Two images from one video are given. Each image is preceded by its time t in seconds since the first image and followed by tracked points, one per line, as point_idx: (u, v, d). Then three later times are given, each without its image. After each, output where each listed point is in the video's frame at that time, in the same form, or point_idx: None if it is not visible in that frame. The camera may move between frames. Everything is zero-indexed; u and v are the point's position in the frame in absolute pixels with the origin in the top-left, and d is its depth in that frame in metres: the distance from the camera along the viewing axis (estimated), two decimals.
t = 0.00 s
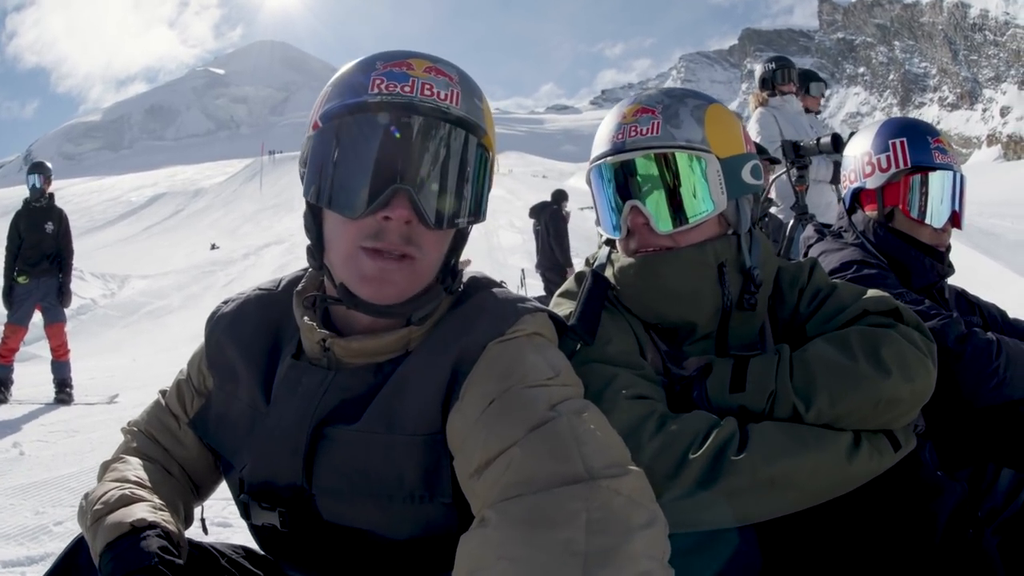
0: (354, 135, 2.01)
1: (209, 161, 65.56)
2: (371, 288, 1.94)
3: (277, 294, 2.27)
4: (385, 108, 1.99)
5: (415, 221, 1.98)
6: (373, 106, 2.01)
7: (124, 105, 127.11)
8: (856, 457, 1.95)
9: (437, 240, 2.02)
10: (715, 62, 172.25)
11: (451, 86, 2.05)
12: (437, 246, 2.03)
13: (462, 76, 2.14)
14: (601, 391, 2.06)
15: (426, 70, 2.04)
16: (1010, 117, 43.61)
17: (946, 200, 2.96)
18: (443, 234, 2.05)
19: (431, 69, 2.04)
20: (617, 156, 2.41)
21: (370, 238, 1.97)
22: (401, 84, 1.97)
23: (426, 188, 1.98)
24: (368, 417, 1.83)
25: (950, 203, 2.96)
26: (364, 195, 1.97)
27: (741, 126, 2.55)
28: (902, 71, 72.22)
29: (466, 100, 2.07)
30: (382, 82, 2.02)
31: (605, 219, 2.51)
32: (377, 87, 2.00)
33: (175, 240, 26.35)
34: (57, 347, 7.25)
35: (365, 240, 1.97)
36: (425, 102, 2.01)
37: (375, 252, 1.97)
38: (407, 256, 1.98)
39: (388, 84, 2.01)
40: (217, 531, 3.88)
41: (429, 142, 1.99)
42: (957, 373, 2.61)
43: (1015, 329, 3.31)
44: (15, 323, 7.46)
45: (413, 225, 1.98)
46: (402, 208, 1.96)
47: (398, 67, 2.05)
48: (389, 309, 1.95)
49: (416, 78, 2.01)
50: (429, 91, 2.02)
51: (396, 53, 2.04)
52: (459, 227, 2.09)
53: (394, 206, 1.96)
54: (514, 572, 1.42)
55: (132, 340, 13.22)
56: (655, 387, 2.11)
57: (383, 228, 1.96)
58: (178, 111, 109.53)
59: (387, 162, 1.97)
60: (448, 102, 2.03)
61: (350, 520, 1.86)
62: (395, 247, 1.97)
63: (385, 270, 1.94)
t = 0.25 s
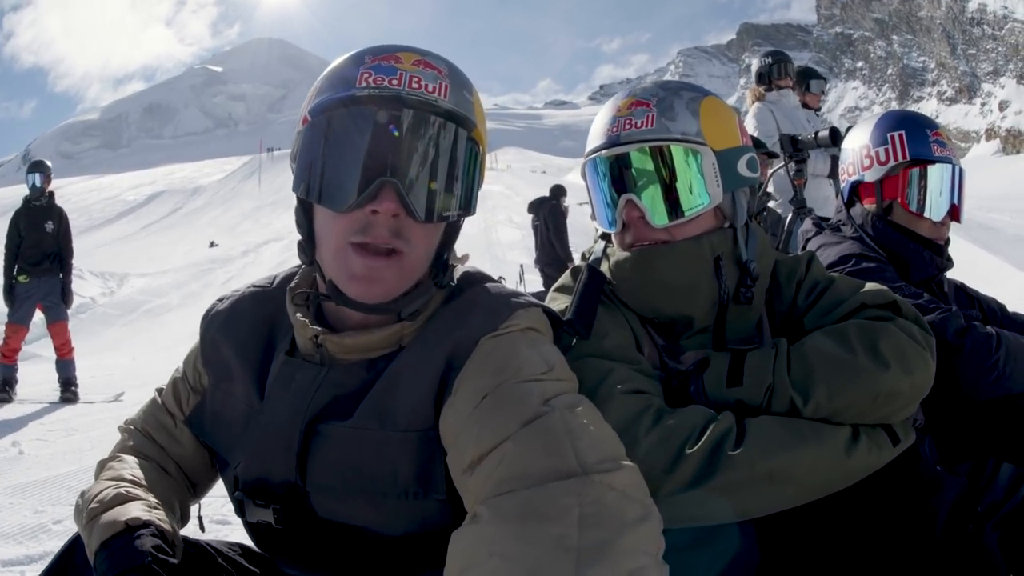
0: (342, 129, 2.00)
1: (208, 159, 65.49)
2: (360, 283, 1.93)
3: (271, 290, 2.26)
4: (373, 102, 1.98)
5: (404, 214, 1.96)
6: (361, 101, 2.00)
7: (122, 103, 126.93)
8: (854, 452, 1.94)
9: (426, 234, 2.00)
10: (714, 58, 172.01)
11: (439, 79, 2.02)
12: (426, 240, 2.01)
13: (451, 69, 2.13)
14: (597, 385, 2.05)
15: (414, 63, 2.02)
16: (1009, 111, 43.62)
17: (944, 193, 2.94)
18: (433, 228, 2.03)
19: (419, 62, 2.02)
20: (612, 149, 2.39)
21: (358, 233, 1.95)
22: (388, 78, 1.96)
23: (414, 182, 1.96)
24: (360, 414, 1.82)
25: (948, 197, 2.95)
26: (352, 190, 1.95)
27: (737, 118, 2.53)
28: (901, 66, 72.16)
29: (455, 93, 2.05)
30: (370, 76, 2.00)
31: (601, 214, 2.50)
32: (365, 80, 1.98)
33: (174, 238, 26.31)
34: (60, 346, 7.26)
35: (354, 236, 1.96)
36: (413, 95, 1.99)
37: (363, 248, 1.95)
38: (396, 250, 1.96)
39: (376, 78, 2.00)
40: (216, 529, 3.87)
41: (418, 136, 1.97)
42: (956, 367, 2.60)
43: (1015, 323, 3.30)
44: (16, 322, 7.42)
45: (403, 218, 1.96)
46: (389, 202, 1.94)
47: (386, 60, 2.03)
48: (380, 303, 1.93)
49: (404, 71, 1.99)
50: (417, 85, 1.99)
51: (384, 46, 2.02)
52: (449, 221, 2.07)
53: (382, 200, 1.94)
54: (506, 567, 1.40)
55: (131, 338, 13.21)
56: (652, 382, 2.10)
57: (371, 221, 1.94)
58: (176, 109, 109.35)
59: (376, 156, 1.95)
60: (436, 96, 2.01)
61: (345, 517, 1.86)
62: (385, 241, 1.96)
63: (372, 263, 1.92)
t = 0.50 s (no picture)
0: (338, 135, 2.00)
1: (209, 160, 65.56)
2: (356, 287, 1.93)
3: (269, 294, 2.26)
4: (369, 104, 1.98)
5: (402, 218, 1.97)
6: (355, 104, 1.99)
7: (123, 104, 127.12)
8: (854, 457, 1.93)
9: (423, 238, 2.01)
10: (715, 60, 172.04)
11: (433, 82, 2.01)
12: (423, 244, 2.01)
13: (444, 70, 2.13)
14: (595, 391, 2.05)
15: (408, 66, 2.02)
16: (1010, 114, 43.64)
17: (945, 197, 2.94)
18: (429, 232, 2.03)
19: (413, 65, 2.00)
20: (612, 154, 2.39)
21: (354, 238, 1.96)
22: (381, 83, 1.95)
23: (409, 186, 1.96)
24: (358, 418, 1.82)
25: (949, 201, 2.94)
26: (348, 196, 1.96)
27: (737, 122, 2.53)
28: (902, 69, 72.21)
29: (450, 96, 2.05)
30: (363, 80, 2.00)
31: (600, 219, 2.50)
32: (360, 85, 1.97)
33: (174, 239, 26.33)
34: (62, 348, 7.28)
35: (350, 240, 1.96)
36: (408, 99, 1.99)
37: (359, 252, 1.96)
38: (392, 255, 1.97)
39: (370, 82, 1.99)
40: (215, 532, 3.87)
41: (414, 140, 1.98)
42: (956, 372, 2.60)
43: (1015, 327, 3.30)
44: (18, 322, 7.44)
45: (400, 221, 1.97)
46: (385, 207, 1.95)
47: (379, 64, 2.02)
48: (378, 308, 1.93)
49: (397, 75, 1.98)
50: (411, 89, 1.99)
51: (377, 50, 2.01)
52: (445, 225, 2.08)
53: (378, 205, 1.95)
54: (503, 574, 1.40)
55: (132, 339, 13.21)
56: (650, 387, 2.10)
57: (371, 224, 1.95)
58: (177, 110, 109.44)
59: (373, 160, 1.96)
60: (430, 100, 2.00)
61: (343, 521, 1.86)
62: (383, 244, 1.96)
63: (370, 266, 1.93)
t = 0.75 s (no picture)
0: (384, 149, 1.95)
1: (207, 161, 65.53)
2: (414, 308, 1.90)
3: (263, 293, 2.26)
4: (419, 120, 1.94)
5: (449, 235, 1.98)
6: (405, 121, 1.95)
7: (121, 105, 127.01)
8: (849, 459, 1.93)
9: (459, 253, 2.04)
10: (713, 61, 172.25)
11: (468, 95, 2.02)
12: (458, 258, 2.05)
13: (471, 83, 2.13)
14: (592, 391, 2.05)
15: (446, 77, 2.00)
16: (1008, 114, 43.73)
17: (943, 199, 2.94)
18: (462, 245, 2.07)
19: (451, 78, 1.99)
20: (607, 156, 2.40)
21: (410, 259, 1.94)
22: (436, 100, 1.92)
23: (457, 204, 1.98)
24: (356, 416, 1.82)
25: (946, 203, 2.94)
26: (409, 218, 1.93)
27: (733, 124, 2.53)
28: (900, 69, 72.33)
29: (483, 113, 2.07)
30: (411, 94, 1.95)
31: (596, 220, 2.50)
32: (414, 102, 1.92)
33: (173, 240, 26.32)
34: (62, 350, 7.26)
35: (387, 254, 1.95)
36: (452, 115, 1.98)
37: (413, 272, 1.94)
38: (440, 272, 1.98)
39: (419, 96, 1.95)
40: (213, 532, 3.86)
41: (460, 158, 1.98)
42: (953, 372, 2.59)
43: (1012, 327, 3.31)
44: (18, 325, 7.42)
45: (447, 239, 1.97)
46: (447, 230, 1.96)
47: (418, 75, 1.98)
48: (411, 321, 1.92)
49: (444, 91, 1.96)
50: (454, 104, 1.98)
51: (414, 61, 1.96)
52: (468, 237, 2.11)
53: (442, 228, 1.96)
54: None
55: (130, 340, 13.20)
56: (646, 389, 2.09)
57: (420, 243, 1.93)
58: (175, 111, 109.37)
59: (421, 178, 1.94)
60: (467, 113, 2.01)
61: (339, 522, 1.86)
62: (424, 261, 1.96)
63: (421, 285, 1.91)
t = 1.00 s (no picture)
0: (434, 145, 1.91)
1: (204, 164, 65.51)
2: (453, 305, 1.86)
3: (254, 285, 2.28)
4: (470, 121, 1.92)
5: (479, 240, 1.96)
6: (460, 121, 1.92)
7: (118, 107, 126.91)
8: (842, 464, 1.95)
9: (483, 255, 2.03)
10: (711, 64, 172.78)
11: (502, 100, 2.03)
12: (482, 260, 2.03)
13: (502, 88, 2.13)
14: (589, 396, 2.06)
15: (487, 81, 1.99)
16: (1005, 118, 43.85)
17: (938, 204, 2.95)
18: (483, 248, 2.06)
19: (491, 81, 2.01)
20: (603, 163, 2.42)
21: (449, 259, 1.92)
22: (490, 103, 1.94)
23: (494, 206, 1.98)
24: (359, 415, 1.81)
25: (941, 209, 2.95)
26: (455, 218, 1.91)
27: (730, 131, 2.54)
28: (897, 74, 72.54)
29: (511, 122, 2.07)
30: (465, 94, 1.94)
31: (591, 228, 2.52)
32: (469, 101, 1.90)
33: (170, 243, 26.30)
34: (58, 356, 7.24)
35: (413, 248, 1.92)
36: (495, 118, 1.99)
37: (450, 272, 1.92)
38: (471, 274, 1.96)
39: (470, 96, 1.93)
40: (211, 535, 3.85)
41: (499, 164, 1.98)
42: (948, 378, 2.60)
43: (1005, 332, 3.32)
44: (12, 332, 7.41)
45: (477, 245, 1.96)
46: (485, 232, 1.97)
47: (467, 75, 1.97)
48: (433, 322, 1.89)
49: (492, 94, 1.98)
50: (495, 106, 1.99)
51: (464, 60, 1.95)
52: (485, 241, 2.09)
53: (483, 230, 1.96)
54: None
55: (128, 342, 13.18)
56: (641, 394, 2.10)
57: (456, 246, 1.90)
58: (173, 113, 109.32)
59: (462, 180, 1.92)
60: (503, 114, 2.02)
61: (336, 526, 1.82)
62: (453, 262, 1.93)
63: (455, 288, 1.88)
